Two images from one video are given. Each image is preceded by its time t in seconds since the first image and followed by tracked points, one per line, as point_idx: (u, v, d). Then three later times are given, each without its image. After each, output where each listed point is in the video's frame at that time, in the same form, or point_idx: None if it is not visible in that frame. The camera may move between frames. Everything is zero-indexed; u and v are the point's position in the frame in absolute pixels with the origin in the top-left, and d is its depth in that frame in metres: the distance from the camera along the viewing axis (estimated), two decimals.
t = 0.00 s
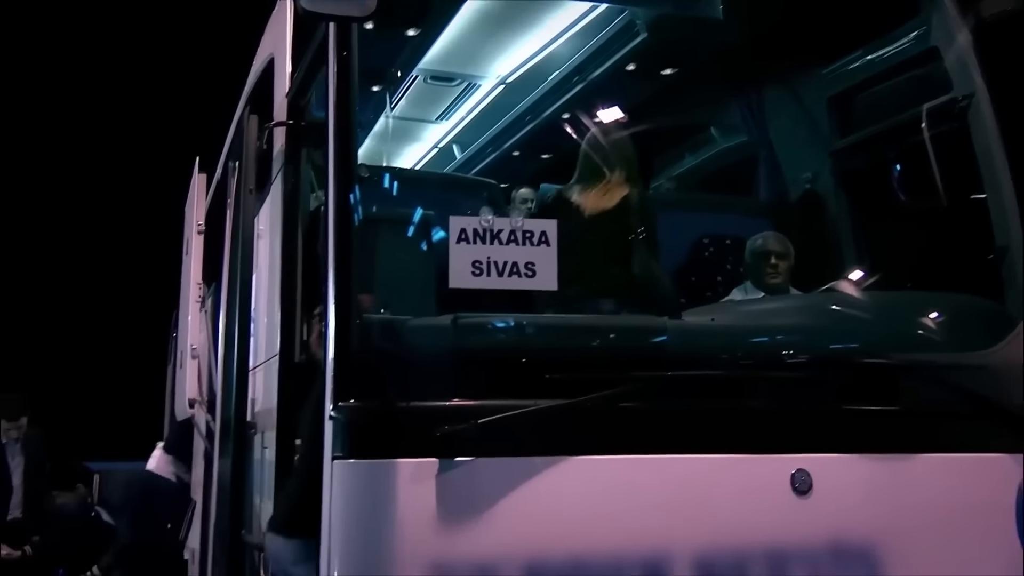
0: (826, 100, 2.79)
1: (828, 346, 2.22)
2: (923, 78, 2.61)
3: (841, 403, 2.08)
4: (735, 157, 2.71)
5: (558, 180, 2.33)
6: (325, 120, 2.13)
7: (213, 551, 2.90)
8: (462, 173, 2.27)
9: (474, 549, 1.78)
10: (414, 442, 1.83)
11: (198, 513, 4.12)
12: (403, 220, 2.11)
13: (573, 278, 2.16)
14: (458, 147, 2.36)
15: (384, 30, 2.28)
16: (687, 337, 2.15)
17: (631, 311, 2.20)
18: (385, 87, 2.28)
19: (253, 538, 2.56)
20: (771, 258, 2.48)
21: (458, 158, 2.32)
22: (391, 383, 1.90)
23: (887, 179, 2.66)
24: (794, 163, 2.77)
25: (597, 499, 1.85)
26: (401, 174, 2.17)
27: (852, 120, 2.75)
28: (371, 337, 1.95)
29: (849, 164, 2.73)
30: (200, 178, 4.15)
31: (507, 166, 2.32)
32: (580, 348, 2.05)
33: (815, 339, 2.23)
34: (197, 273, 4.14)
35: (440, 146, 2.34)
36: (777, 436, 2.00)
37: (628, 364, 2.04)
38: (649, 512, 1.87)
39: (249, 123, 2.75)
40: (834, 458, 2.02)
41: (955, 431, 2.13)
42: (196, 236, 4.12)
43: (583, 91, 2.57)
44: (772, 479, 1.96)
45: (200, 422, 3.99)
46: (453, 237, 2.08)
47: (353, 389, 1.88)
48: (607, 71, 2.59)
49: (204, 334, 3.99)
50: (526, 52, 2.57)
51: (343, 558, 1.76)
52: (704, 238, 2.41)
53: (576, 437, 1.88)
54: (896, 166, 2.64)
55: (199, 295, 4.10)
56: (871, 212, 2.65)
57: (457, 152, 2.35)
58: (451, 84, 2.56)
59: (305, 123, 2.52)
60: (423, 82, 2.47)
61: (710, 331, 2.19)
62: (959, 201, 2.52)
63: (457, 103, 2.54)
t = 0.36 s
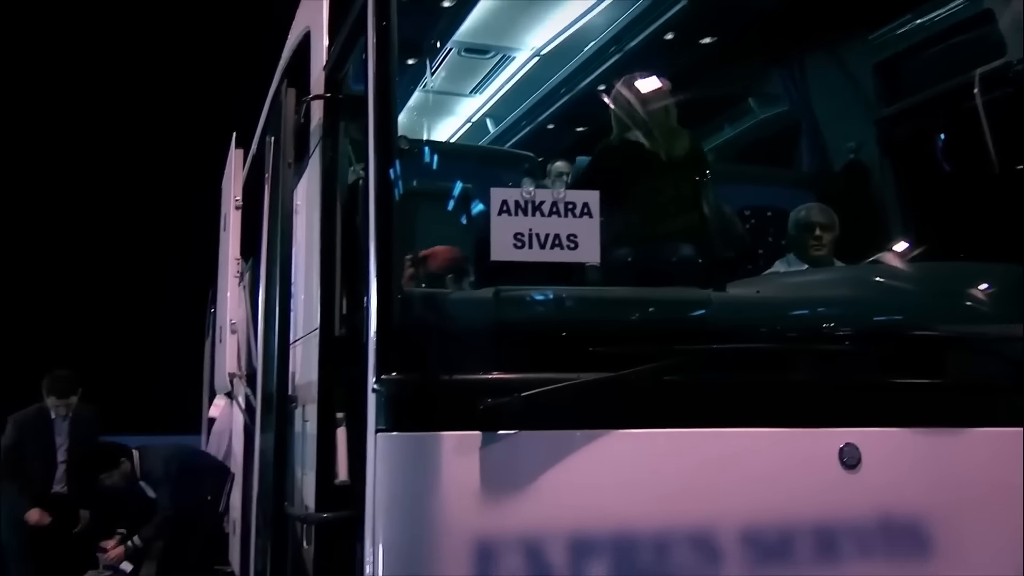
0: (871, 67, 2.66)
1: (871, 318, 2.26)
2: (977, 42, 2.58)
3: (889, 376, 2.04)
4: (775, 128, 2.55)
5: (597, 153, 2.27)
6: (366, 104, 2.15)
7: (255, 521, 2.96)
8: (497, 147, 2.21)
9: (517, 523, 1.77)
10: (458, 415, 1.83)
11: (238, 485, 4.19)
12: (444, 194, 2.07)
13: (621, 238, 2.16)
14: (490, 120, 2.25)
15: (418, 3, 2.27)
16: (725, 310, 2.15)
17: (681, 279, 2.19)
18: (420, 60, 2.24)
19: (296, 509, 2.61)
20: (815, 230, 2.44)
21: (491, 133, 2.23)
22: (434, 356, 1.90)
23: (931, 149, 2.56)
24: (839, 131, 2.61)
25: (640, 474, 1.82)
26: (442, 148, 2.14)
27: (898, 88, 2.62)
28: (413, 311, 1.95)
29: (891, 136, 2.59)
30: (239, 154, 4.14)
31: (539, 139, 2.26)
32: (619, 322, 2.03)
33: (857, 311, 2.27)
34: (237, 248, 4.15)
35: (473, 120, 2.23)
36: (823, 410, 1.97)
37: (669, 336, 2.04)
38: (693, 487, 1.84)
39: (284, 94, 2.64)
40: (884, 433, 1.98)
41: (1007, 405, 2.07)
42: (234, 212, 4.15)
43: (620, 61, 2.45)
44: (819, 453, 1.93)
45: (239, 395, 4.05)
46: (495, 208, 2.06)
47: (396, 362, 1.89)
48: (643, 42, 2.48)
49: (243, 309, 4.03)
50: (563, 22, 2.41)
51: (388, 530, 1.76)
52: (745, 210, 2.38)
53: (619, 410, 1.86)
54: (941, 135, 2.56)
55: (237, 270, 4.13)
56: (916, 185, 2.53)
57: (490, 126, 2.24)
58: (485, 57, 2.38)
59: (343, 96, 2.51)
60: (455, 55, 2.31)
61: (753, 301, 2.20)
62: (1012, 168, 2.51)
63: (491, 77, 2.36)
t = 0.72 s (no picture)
0: (920, 30, 2.60)
1: (915, 289, 2.13)
2: None
3: (939, 349, 1.99)
4: (816, 95, 2.54)
5: (630, 125, 2.19)
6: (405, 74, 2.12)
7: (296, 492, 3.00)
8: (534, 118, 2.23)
9: (562, 497, 1.76)
10: (499, 388, 1.81)
11: (278, 456, 4.25)
12: (483, 166, 2.06)
13: (660, 212, 2.11)
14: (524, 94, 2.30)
15: None
16: (761, 282, 2.06)
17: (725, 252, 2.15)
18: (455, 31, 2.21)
19: (337, 481, 2.63)
20: (860, 200, 2.38)
21: (525, 105, 2.27)
22: (476, 329, 1.89)
23: (977, 118, 2.50)
24: (885, 99, 2.56)
25: (685, 448, 1.80)
26: (483, 120, 2.13)
27: (945, 53, 2.57)
28: (455, 283, 1.93)
29: (942, 98, 2.55)
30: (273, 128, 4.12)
31: (575, 110, 2.27)
32: (657, 295, 1.98)
33: (901, 283, 2.15)
34: (273, 221, 4.16)
35: (507, 92, 2.27)
36: (872, 383, 1.93)
37: (709, 309, 1.97)
38: (740, 461, 1.81)
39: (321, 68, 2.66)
40: (936, 406, 1.93)
41: None
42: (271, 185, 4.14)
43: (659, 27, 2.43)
44: (868, 427, 1.90)
45: (277, 368, 4.09)
46: (536, 178, 2.00)
47: (437, 334, 1.88)
48: (682, 8, 2.45)
49: (280, 283, 4.05)
50: None
51: (433, 503, 1.79)
52: (789, 179, 2.33)
53: (664, 382, 1.83)
54: (986, 103, 2.50)
55: (274, 244, 4.16)
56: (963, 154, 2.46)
57: (524, 99, 2.30)
58: (521, 27, 2.53)
59: (380, 67, 2.51)
60: (490, 26, 2.46)
61: (794, 273, 2.11)
62: None
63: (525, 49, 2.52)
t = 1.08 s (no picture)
0: None
1: (959, 262, 2.08)
2: None
3: (989, 323, 1.94)
4: (853, 67, 2.54)
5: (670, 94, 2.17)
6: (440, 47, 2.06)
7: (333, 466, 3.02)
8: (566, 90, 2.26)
9: (602, 472, 1.74)
10: (539, 362, 1.79)
11: (312, 432, 4.28)
12: (521, 138, 2.03)
13: (699, 184, 2.07)
14: (555, 66, 2.33)
15: None
16: (804, 255, 2.03)
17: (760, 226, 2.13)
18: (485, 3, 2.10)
19: (373, 455, 2.64)
20: (905, 169, 2.33)
21: (557, 78, 2.29)
22: (515, 303, 1.87)
23: None
24: (930, 67, 2.50)
25: (727, 423, 1.78)
26: (519, 93, 2.10)
27: (1003, 16, 2.44)
28: (493, 259, 1.91)
29: (986, 68, 2.46)
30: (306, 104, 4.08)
31: (608, 84, 2.27)
32: (697, 268, 1.96)
33: (944, 254, 2.10)
34: (306, 199, 4.14)
35: (538, 66, 2.27)
36: (920, 357, 1.88)
37: (750, 284, 1.95)
38: (783, 436, 1.79)
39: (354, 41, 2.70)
40: (986, 381, 1.89)
41: None
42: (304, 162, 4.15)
43: None
44: (917, 402, 1.86)
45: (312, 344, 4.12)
46: (574, 151, 1.96)
47: (474, 309, 1.86)
48: None
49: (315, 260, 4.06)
50: None
51: (472, 478, 1.78)
52: (828, 151, 2.31)
53: (708, 356, 1.81)
54: None
55: (308, 221, 4.15)
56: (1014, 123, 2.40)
57: (556, 72, 2.32)
58: None
59: (415, 40, 2.49)
60: None
61: (837, 244, 2.07)
62: None
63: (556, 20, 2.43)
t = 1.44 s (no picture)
0: None
1: (1002, 238, 2.04)
2: None
3: None
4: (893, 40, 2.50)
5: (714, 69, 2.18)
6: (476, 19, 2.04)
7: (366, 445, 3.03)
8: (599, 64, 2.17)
9: (642, 450, 1.73)
10: (577, 340, 1.77)
11: (343, 412, 4.30)
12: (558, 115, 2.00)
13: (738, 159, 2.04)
14: (584, 42, 2.19)
15: None
16: (846, 231, 1.99)
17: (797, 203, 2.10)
18: None
19: (407, 434, 2.66)
20: (947, 143, 2.26)
21: (586, 55, 2.17)
22: (552, 281, 1.85)
23: None
24: (975, 37, 2.43)
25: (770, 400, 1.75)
26: (557, 68, 2.06)
27: None
28: (530, 237, 1.89)
29: None
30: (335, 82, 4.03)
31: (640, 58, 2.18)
32: (735, 246, 1.93)
33: (985, 232, 2.04)
34: (336, 178, 4.09)
35: (569, 42, 2.15)
36: (968, 334, 1.84)
37: (789, 261, 1.93)
38: (827, 414, 1.76)
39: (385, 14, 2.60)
40: None
41: None
42: (334, 140, 4.12)
43: None
44: (965, 380, 1.82)
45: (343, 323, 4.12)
46: (613, 125, 1.94)
47: (511, 286, 1.85)
48: None
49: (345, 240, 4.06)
50: None
51: (511, 456, 1.77)
52: (868, 126, 2.29)
53: (749, 334, 1.78)
54: None
55: (338, 200, 4.14)
56: None
57: (585, 49, 2.19)
58: None
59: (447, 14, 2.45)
60: None
61: (880, 220, 2.02)
62: None
63: None
